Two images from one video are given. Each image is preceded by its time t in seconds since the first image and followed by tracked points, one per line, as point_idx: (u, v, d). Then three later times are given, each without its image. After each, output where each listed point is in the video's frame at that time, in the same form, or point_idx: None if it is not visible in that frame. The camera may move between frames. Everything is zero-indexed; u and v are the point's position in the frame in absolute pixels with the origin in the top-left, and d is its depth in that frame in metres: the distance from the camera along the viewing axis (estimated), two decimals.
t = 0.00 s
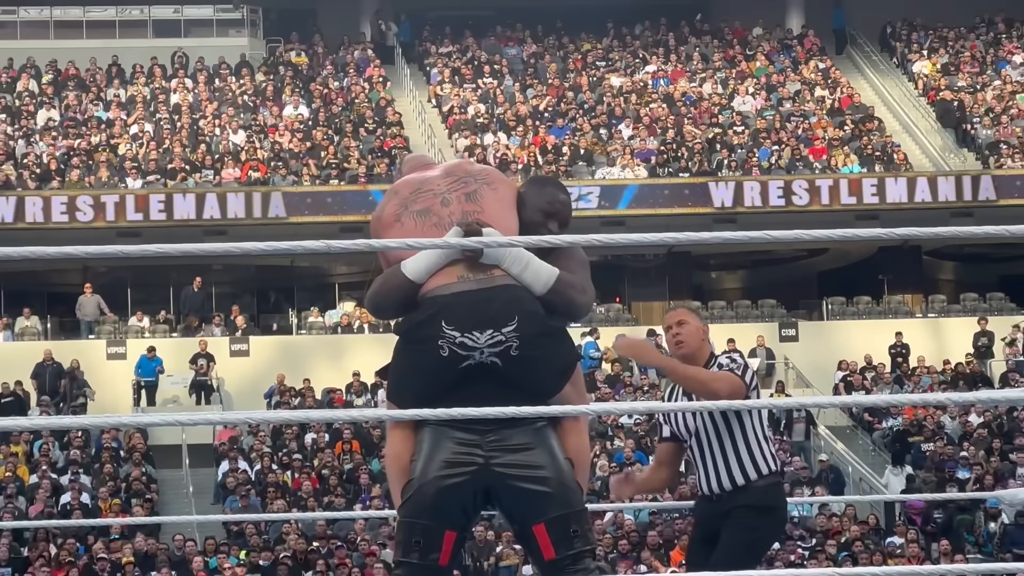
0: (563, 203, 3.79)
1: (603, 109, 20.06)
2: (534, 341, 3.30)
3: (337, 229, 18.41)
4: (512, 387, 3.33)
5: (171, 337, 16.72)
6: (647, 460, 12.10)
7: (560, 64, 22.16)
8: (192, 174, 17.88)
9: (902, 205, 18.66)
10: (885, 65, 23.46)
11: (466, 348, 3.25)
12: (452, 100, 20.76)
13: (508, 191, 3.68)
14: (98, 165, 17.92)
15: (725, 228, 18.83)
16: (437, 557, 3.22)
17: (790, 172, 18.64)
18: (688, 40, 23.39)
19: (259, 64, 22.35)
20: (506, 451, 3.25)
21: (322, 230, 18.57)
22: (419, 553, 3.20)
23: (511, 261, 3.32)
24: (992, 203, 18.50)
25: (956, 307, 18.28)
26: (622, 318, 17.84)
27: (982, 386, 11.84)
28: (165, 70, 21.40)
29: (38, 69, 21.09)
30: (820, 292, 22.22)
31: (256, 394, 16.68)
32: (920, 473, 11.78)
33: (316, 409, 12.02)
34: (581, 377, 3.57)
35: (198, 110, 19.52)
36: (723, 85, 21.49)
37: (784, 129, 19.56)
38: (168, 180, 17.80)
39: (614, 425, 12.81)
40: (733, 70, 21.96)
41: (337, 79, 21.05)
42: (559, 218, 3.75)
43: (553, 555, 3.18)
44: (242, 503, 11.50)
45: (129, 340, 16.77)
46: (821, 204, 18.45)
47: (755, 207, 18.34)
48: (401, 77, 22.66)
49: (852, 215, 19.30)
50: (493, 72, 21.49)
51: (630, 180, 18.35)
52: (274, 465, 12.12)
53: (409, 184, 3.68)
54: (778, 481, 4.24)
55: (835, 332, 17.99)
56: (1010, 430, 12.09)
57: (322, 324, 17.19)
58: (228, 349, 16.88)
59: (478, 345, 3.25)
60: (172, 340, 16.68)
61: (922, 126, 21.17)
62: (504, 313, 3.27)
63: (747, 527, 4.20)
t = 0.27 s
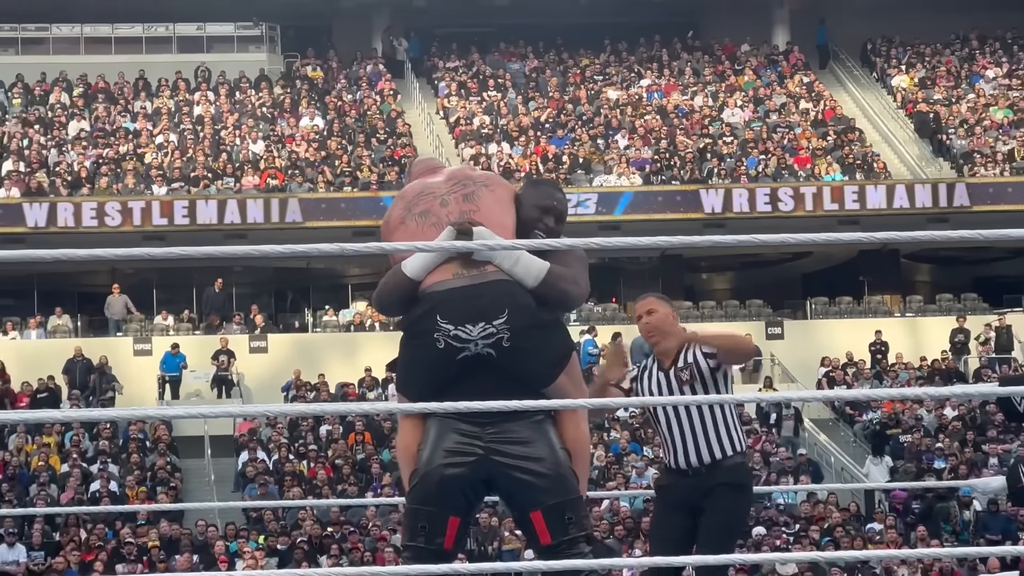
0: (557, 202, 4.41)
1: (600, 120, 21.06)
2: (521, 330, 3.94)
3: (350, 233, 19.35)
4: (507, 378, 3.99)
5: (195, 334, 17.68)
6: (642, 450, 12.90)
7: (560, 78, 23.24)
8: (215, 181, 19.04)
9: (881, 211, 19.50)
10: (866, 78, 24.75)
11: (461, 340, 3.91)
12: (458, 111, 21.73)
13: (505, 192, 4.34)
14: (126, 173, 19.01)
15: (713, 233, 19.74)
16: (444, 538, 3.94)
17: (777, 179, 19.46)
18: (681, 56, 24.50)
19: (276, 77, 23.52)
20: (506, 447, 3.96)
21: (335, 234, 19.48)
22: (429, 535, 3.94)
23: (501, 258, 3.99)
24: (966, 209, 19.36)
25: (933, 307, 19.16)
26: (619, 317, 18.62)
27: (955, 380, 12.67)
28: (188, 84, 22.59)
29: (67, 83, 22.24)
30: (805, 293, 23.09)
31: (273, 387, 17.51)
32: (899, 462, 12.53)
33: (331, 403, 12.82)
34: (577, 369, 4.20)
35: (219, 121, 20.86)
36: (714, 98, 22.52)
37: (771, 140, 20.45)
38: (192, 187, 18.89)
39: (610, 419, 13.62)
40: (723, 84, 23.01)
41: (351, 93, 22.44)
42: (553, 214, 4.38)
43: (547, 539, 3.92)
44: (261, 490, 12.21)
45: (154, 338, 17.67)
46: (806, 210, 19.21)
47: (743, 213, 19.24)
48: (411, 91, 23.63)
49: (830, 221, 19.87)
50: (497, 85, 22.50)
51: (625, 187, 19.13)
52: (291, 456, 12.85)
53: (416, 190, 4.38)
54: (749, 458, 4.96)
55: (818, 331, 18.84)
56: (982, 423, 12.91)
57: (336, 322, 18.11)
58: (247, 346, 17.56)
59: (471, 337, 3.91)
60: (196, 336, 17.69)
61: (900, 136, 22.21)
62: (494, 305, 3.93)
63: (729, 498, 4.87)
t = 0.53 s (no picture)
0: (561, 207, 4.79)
1: (597, 129, 21.81)
2: (515, 331, 4.19)
3: (359, 236, 19.94)
4: (506, 373, 4.25)
5: (211, 332, 18.39)
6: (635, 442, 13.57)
7: (560, 88, 23.93)
8: (230, 186, 19.80)
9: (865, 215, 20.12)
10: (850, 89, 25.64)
11: (458, 339, 4.19)
12: (462, 121, 22.39)
13: (510, 195, 4.71)
14: (146, 178, 19.80)
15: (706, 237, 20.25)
16: (447, 525, 4.21)
17: (765, 185, 20.17)
18: (674, 67, 25.22)
19: (289, 88, 24.40)
20: (506, 440, 4.20)
21: (345, 237, 20.10)
22: (433, 523, 4.20)
23: (500, 263, 4.19)
24: (945, 213, 20.16)
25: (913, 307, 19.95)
26: (615, 316, 19.26)
27: (935, 377, 13.30)
28: (205, 93, 23.42)
29: (92, 92, 23.09)
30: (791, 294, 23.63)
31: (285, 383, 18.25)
32: (882, 454, 13.15)
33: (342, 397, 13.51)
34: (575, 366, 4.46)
35: (235, 129, 21.76)
36: (705, 107, 23.28)
37: (760, 146, 21.33)
38: (208, 192, 19.52)
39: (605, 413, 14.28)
40: (714, 95, 23.73)
41: (360, 102, 23.41)
42: (553, 218, 4.72)
43: (546, 528, 4.18)
44: (275, 481, 12.82)
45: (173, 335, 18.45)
46: (793, 215, 19.82)
47: (733, 218, 19.78)
48: (418, 101, 24.39)
49: (817, 223, 20.40)
50: (499, 95, 23.31)
51: (621, 192, 19.78)
52: (303, 447, 13.54)
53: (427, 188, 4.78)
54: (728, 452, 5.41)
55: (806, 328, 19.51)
56: (960, 418, 13.61)
57: (346, 320, 18.94)
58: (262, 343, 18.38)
59: (468, 337, 4.18)
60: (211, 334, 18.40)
61: (883, 144, 23.06)
62: (490, 308, 4.18)
63: (716, 486, 5.29)
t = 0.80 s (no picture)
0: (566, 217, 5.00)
1: (597, 132, 22.03)
2: (518, 341, 4.36)
3: (363, 237, 20.40)
4: (509, 380, 4.40)
5: (217, 331, 18.63)
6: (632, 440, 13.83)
7: (560, 93, 24.27)
8: (235, 188, 20.00)
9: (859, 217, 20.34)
10: (844, 94, 25.97)
11: (463, 348, 4.35)
12: (464, 124, 22.67)
13: (516, 204, 4.93)
14: (154, 180, 20.05)
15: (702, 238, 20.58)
16: (442, 522, 4.30)
17: (761, 187, 20.46)
18: (671, 73, 25.49)
19: (295, 92, 24.66)
20: (504, 438, 4.31)
21: (350, 238, 20.43)
22: (429, 519, 4.29)
23: (504, 275, 4.37)
24: (938, 216, 20.46)
25: (906, 308, 20.15)
26: (614, 316, 19.54)
27: (927, 376, 13.55)
28: (211, 97, 23.70)
29: (101, 97, 23.37)
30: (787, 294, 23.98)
31: (289, 382, 18.51)
32: (876, 453, 13.41)
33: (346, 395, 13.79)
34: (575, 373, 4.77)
35: (241, 132, 22.07)
36: (702, 111, 23.44)
37: (756, 151, 21.55)
38: (214, 194, 19.80)
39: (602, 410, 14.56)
40: (711, 99, 23.99)
41: (364, 106, 23.74)
42: (557, 228, 4.94)
43: (544, 524, 4.28)
44: (280, 477, 13.11)
45: (180, 334, 18.67)
46: (788, 216, 20.12)
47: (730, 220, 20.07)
48: (420, 105, 24.65)
49: (812, 225, 20.69)
50: (501, 100, 23.49)
51: (619, 196, 20.02)
52: (308, 445, 13.81)
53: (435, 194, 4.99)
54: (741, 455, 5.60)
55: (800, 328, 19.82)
56: (953, 416, 13.86)
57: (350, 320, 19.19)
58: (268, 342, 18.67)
59: (472, 346, 4.34)
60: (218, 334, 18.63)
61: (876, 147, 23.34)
62: (494, 319, 4.35)
63: (733, 489, 5.47)
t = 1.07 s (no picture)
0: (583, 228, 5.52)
1: (612, 146, 22.34)
2: (535, 351, 4.78)
3: (383, 249, 20.69)
4: (525, 387, 4.82)
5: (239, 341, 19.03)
6: (646, 448, 13.94)
7: (576, 108, 24.65)
8: (258, 201, 20.54)
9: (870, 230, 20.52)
10: (856, 108, 26.20)
11: (483, 357, 4.75)
12: (482, 138, 23.11)
13: (535, 220, 5.43)
14: (177, 193, 20.61)
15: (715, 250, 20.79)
16: (457, 529, 4.69)
17: (773, 201, 20.69)
18: (685, 87, 25.67)
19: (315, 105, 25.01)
20: (516, 447, 4.70)
21: (369, 249, 20.74)
22: (445, 525, 4.68)
23: (525, 287, 4.77)
24: (948, 229, 20.67)
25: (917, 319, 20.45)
26: (628, 327, 19.83)
27: (938, 387, 13.76)
28: (233, 110, 24.06)
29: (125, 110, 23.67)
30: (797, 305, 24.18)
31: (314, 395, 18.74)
32: (887, 461, 13.66)
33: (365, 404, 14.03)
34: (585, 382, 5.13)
35: (262, 144, 22.48)
36: (715, 125, 23.66)
37: (768, 164, 21.73)
38: (236, 207, 20.34)
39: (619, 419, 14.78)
40: (724, 113, 24.22)
41: (383, 119, 24.08)
42: (574, 244, 5.46)
43: (555, 529, 4.67)
44: (299, 484, 13.35)
45: (201, 343, 18.95)
46: (800, 229, 20.39)
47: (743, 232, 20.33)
48: (439, 120, 24.89)
49: (823, 237, 20.99)
50: (517, 115, 24.08)
51: (634, 209, 20.36)
52: (327, 452, 14.09)
53: (455, 208, 5.44)
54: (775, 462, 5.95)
55: (811, 340, 20.15)
56: (960, 425, 14.07)
57: (369, 330, 19.43)
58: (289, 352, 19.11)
59: (492, 355, 4.75)
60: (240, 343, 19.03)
61: (886, 161, 23.40)
62: (514, 330, 4.75)
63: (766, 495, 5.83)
